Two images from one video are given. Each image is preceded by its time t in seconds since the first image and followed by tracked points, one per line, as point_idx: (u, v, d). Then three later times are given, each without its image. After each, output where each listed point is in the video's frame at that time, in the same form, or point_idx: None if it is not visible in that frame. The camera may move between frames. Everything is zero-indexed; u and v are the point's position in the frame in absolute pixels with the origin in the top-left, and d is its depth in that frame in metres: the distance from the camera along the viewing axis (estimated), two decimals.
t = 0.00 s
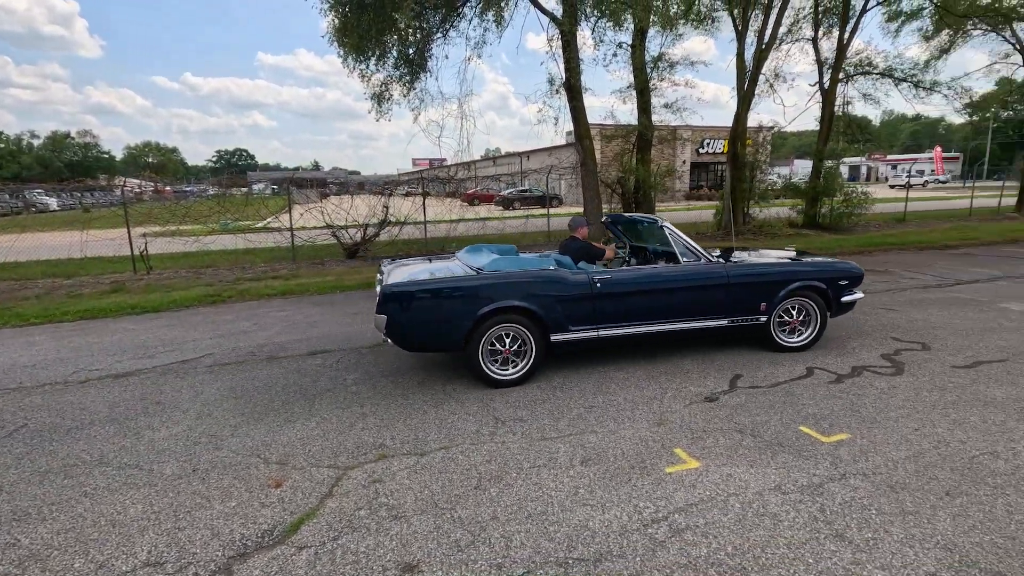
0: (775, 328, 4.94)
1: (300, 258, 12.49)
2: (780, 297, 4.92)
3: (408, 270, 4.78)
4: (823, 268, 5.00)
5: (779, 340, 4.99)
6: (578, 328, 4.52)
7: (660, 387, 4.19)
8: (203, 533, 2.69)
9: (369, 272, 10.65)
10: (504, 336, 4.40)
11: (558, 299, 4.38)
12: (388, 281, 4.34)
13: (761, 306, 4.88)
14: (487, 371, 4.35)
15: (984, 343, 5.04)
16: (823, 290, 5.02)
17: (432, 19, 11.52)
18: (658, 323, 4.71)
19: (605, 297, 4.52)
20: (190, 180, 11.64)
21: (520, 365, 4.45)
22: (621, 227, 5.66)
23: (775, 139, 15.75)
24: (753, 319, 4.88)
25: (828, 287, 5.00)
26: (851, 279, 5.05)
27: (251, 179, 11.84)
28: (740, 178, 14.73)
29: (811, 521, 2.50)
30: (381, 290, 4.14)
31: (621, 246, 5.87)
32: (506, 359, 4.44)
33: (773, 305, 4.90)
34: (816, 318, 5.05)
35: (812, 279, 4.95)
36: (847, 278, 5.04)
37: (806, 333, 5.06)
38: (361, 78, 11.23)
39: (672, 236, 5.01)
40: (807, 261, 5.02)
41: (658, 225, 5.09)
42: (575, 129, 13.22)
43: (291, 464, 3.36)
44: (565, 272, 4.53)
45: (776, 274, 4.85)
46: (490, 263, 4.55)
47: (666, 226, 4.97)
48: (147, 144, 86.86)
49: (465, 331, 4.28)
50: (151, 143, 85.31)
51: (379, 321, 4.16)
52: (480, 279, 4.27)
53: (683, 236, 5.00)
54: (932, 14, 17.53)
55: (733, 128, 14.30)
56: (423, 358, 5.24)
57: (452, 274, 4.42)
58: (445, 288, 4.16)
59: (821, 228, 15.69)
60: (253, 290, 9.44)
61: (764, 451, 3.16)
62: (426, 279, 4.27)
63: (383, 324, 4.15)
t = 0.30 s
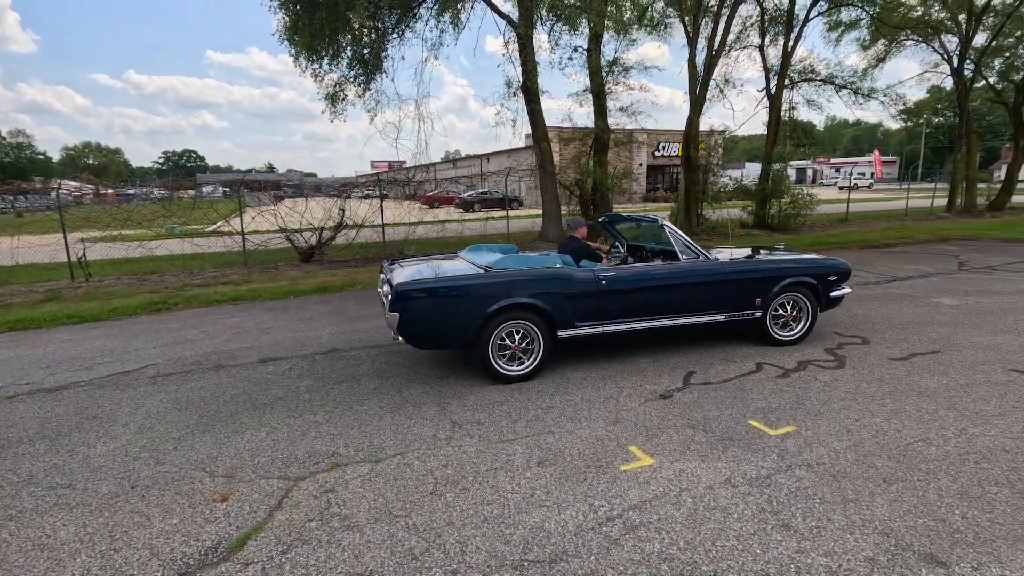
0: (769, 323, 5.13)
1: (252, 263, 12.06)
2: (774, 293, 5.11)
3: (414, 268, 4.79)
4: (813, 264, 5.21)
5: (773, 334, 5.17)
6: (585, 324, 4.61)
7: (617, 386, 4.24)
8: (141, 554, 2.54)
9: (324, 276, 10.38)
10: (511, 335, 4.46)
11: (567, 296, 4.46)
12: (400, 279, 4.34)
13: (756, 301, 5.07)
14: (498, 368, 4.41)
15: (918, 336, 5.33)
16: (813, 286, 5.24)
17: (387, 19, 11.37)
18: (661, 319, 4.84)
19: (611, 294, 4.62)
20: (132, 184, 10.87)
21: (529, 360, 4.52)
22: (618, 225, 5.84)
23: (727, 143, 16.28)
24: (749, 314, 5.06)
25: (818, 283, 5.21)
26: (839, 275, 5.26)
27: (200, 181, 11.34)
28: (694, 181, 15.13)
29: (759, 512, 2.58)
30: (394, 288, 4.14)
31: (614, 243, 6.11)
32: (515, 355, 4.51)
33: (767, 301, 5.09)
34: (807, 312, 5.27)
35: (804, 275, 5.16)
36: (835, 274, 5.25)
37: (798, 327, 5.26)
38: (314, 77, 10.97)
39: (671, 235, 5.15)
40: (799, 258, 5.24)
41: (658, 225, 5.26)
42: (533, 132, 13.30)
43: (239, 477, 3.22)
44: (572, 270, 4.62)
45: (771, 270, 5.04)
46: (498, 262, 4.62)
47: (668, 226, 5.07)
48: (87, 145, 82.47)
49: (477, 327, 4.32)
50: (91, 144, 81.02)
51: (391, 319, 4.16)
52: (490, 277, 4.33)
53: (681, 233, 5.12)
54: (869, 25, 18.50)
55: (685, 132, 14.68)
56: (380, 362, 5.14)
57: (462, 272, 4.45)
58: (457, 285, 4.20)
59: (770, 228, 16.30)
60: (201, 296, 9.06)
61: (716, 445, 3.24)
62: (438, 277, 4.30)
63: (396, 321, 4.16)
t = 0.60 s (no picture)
0: (769, 320, 5.26)
1: (213, 269, 11.70)
2: (774, 290, 5.25)
3: (425, 270, 4.85)
4: (811, 262, 5.36)
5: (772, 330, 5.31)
6: (593, 322, 4.71)
7: (583, 389, 4.23)
8: None
9: (288, 282, 10.13)
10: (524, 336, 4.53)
11: (576, 295, 4.54)
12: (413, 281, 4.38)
13: (756, 298, 5.21)
14: (509, 366, 4.47)
15: (874, 333, 5.49)
16: (810, 283, 5.39)
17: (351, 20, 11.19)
18: (666, 316, 4.96)
19: (618, 293, 4.72)
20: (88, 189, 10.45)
21: (539, 358, 4.61)
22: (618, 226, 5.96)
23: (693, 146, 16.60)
24: (749, 311, 5.19)
25: (815, 280, 5.37)
26: (835, 272, 5.42)
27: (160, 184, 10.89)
28: (660, 183, 15.28)
29: (719, 514, 2.58)
30: (409, 289, 4.20)
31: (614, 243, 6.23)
32: (526, 353, 4.59)
33: (767, 298, 5.23)
34: (804, 309, 5.43)
35: (803, 273, 5.30)
36: (832, 272, 5.41)
37: (796, 323, 5.41)
38: (276, 78, 10.72)
39: (675, 234, 5.24)
40: (798, 255, 5.38)
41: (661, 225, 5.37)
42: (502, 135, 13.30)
43: (188, 494, 3.08)
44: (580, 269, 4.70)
45: (770, 268, 5.17)
46: (509, 262, 4.70)
47: (671, 226, 5.16)
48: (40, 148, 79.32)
49: (489, 326, 4.38)
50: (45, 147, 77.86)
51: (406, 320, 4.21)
52: (503, 277, 4.41)
53: (685, 233, 5.21)
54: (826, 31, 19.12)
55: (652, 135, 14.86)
56: (342, 370, 5.00)
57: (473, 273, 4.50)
58: (470, 286, 4.26)
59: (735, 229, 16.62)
60: (158, 305, 8.73)
61: (678, 446, 3.25)
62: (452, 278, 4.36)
63: (410, 323, 4.20)
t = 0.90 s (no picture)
0: (761, 316, 5.42)
1: (172, 275, 11.32)
2: (766, 287, 5.42)
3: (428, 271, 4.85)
4: (800, 260, 5.55)
5: (763, 326, 5.47)
6: (594, 320, 4.79)
7: (547, 392, 4.20)
8: None
9: (251, 288, 9.87)
10: (526, 333, 4.59)
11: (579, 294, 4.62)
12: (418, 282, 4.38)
13: (749, 295, 5.37)
14: (513, 364, 4.49)
15: (832, 331, 5.61)
16: (800, 280, 5.58)
17: (314, 20, 11.03)
18: (664, 314, 5.08)
19: (619, 291, 4.81)
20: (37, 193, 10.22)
21: (542, 355, 4.66)
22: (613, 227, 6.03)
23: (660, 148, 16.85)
24: (743, 308, 5.36)
25: (804, 278, 5.55)
26: (822, 270, 5.62)
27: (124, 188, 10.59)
28: (629, 185, 15.40)
29: (677, 516, 2.58)
30: (417, 289, 4.19)
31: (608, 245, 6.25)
32: (529, 351, 4.63)
33: (759, 295, 5.40)
34: (793, 305, 5.62)
35: (793, 271, 5.49)
36: (819, 270, 5.61)
37: (786, 319, 5.59)
38: (236, 79, 10.46)
39: (672, 234, 5.36)
40: (787, 253, 5.56)
41: (657, 225, 5.44)
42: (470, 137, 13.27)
43: (132, 513, 2.92)
44: (582, 268, 4.78)
45: (761, 266, 5.33)
46: (511, 263, 4.75)
47: (668, 225, 5.23)
48: None
49: (495, 326, 4.42)
50: None
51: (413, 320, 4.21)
52: (508, 276, 4.45)
53: (682, 234, 5.37)
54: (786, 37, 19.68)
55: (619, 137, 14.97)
56: (303, 378, 4.86)
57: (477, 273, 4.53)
58: (477, 286, 4.29)
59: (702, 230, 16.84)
60: (112, 313, 8.38)
61: (639, 449, 3.25)
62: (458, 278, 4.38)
63: (417, 323, 4.20)
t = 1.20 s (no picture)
0: (751, 313, 5.61)
1: (132, 282, 10.93)
2: (755, 286, 5.61)
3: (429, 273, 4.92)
4: (786, 259, 5.75)
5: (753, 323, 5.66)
6: (593, 319, 4.92)
7: (515, 397, 4.17)
8: None
9: (215, 293, 9.60)
10: (527, 332, 4.68)
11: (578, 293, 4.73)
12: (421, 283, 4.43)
13: (739, 294, 5.56)
14: (515, 362, 4.59)
15: (795, 330, 5.73)
16: (786, 278, 5.78)
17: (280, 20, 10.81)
18: (658, 312, 5.23)
19: (616, 290, 4.94)
20: None
21: (542, 353, 4.77)
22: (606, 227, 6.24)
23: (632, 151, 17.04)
24: (732, 306, 5.54)
25: (790, 276, 5.76)
26: (807, 268, 5.83)
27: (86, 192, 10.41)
28: (601, 187, 15.53)
29: (641, 520, 2.57)
30: (422, 290, 4.25)
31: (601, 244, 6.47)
32: (530, 349, 4.72)
33: (750, 293, 5.59)
34: (780, 302, 5.83)
35: (780, 269, 5.69)
36: (804, 268, 5.82)
37: (774, 316, 5.79)
38: (198, 79, 10.18)
39: (664, 234, 5.54)
40: (774, 252, 5.77)
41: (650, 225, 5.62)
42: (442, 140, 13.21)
43: (76, 532, 2.75)
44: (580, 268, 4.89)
45: (750, 265, 5.52)
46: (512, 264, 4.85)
47: (661, 226, 5.44)
48: None
49: (498, 325, 4.50)
50: None
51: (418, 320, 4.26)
52: (511, 276, 4.54)
53: (674, 233, 5.55)
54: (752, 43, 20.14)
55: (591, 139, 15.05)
56: (266, 387, 4.72)
57: (478, 274, 4.60)
58: (480, 287, 4.36)
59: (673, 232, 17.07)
60: (66, 322, 8.03)
61: (605, 452, 3.24)
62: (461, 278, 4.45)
63: (421, 323, 4.25)
